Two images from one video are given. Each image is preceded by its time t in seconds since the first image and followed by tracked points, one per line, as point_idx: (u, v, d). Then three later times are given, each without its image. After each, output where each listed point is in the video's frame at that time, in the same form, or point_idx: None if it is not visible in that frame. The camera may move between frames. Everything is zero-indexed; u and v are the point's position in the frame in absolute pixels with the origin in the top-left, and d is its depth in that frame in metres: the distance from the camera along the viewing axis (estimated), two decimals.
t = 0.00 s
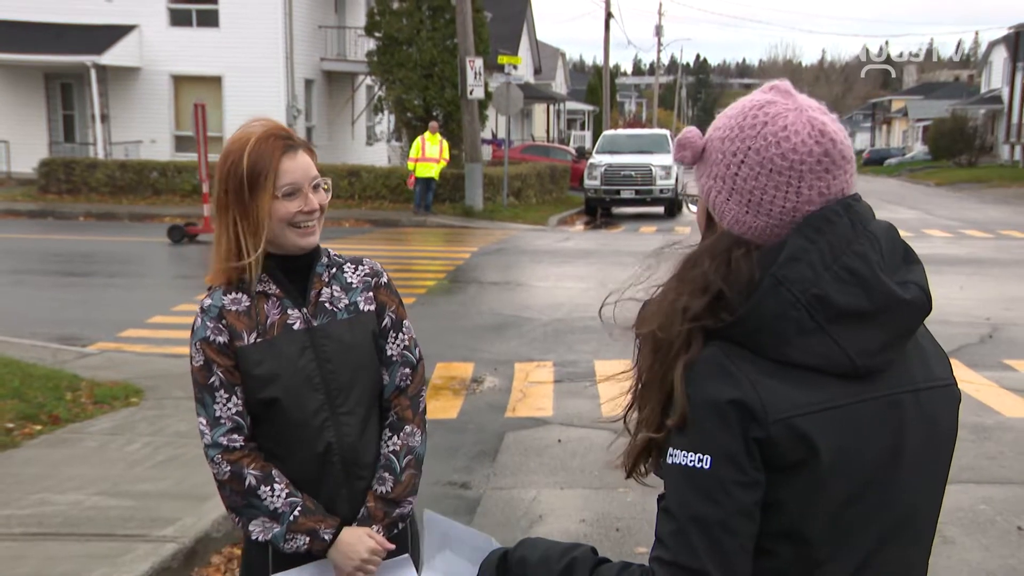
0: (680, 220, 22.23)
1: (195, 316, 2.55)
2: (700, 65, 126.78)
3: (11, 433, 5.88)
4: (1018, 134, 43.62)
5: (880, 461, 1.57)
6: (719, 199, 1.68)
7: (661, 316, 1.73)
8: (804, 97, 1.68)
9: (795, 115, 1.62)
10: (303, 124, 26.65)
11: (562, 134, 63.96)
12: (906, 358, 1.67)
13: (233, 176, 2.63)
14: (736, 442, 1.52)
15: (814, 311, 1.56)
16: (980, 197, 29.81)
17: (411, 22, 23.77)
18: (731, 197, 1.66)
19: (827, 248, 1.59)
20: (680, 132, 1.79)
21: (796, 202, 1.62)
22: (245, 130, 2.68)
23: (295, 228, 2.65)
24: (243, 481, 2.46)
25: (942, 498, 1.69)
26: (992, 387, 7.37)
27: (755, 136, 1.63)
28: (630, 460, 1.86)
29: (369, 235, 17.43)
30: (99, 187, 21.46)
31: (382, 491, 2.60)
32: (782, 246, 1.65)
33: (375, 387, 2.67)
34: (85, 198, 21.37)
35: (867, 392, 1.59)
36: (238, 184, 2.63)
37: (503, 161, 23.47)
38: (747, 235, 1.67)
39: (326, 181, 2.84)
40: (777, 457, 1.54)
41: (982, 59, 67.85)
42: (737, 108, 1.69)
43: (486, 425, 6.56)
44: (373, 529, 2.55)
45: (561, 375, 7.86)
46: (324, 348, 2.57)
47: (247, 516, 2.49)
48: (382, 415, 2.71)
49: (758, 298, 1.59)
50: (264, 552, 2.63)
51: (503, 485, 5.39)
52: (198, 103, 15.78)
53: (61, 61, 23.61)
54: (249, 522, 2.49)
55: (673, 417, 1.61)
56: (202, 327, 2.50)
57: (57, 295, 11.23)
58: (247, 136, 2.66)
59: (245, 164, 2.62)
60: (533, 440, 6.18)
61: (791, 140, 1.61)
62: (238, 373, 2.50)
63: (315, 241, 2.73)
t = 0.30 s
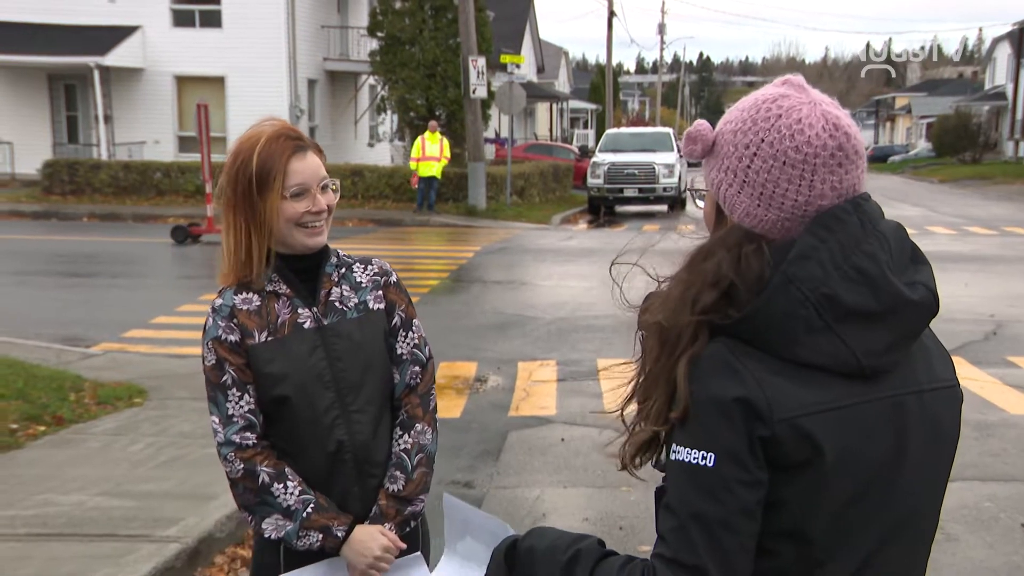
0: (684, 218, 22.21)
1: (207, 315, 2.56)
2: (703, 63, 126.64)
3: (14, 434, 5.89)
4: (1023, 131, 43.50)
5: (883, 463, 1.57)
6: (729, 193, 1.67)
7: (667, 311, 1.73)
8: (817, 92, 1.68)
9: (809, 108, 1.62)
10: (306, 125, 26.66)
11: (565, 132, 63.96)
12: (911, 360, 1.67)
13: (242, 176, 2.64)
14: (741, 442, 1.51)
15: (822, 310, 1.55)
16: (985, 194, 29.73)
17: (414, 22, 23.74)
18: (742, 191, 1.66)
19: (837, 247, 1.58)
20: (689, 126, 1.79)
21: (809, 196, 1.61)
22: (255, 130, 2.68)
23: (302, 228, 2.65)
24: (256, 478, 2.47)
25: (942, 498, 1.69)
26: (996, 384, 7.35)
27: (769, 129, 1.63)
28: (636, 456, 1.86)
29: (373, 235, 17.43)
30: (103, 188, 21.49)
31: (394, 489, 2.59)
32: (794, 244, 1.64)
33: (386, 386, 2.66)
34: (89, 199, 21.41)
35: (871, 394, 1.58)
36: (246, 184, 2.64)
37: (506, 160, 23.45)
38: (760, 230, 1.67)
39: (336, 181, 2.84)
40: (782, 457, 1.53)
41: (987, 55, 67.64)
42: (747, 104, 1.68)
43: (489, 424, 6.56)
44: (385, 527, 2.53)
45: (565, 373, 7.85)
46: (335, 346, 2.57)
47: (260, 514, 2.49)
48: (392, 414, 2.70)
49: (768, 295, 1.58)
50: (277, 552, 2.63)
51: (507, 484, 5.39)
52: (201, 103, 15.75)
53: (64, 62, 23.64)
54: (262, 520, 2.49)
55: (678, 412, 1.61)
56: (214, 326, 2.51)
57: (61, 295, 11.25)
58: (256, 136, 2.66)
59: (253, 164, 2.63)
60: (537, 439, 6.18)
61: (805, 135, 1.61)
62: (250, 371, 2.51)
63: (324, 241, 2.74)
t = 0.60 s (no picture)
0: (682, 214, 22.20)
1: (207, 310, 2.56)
2: (701, 60, 126.61)
3: (12, 433, 5.87)
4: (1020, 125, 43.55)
5: (882, 465, 1.57)
6: (728, 189, 1.67)
7: (670, 307, 1.72)
8: (813, 87, 1.68)
9: (803, 103, 1.62)
10: (304, 122, 26.64)
11: (562, 129, 63.98)
12: (913, 360, 1.66)
13: (241, 172, 2.64)
14: (738, 441, 1.51)
15: (822, 309, 1.54)
16: (983, 189, 29.73)
17: (411, 19, 23.71)
18: (741, 187, 1.65)
19: (838, 247, 1.58)
20: (688, 126, 1.79)
21: (806, 192, 1.61)
22: (257, 126, 2.68)
23: (300, 224, 2.63)
24: (251, 474, 2.46)
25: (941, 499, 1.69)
26: (995, 379, 7.35)
27: (766, 124, 1.62)
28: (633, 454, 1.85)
29: (371, 233, 17.42)
30: (100, 187, 21.46)
31: (390, 488, 2.58)
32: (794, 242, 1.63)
33: (385, 384, 2.67)
34: (86, 198, 21.38)
35: (870, 395, 1.58)
36: (246, 180, 2.64)
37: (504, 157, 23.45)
38: (758, 227, 1.66)
39: (339, 179, 2.82)
40: (779, 457, 1.53)
41: (985, 50, 67.63)
42: (748, 99, 1.68)
43: (487, 421, 6.56)
44: (379, 526, 2.53)
45: (563, 370, 7.85)
46: (334, 344, 2.56)
47: (254, 510, 2.48)
48: (391, 413, 2.70)
49: (768, 293, 1.57)
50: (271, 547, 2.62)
51: (505, 480, 5.39)
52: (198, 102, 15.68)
53: (61, 61, 23.60)
54: (256, 516, 2.49)
55: (676, 408, 1.60)
56: (213, 322, 2.51)
57: (59, 294, 11.24)
58: (257, 132, 2.66)
59: (252, 160, 2.63)
60: (535, 435, 6.18)
61: (802, 128, 1.60)
62: (248, 367, 2.50)
63: (325, 238, 2.73)
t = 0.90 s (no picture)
0: (683, 210, 22.19)
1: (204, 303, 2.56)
2: (702, 56, 126.43)
3: (13, 430, 5.88)
4: (1022, 121, 43.55)
5: (873, 468, 1.56)
6: (730, 181, 1.67)
7: (663, 298, 1.73)
8: (821, 78, 1.67)
9: (807, 94, 1.61)
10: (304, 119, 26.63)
11: (563, 125, 63.96)
12: (913, 362, 1.65)
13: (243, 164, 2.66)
14: (723, 439, 1.52)
15: (814, 309, 1.54)
16: (984, 185, 29.69)
17: (411, 16, 23.68)
18: (743, 178, 1.65)
19: (833, 246, 1.57)
20: (696, 116, 1.79)
21: (808, 185, 1.59)
22: (261, 118, 2.69)
23: (297, 218, 2.64)
24: (245, 468, 2.46)
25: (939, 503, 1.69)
26: (996, 374, 7.34)
27: (769, 115, 1.61)
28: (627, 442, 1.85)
29: (371, 230, 17.41)
30: (101, 185, 21.47)
31: (382, 486, 2.59)
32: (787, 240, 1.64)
33: (381, 382, 2.66)
34: (87, 195, 21.38)
35: (866, 399, 1.57)
36: (246, 172, 2.66)
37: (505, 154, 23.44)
38: (758, 219, 1.66)
39: (340, 174, 2.82)
40: (765, 458, 1.53)
41: (986, 45, 67.48)
42: (751, 91, 1.68)
43: (488, 417, 6.56)
44: (371, 524, 2.54)
45: (563, 366, 7.85)
46: (330, 340, 2.56)
47: (247, 504, 2.49)
48: (387, 411, 2.70)
49: (759, 290, 1.58)
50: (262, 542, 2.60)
51: (506, 477, 5.39)
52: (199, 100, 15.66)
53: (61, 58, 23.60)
54: (249, 510, 2.49)
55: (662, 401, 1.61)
56: (210, 315, 2.51)
57: (61, 292, 11.25)
58: (260, 125, 2.67)
59: (253, 153, 2.65)
60: (536, 432, 6.18)
61: (804, 120, 1.59)
62: (244, 362, 2.50)
63: (324, 234, 2.73)
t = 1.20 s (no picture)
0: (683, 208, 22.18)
1: (197, 300, 2.53)
2: (703, 53, 126.32)
3: (13, 430, 5.88)
4: (1022, 118, 43.56)
5: (867, 469, 1.55)
6: (737, 176, 1.67)
7: (664, 291, 1.74)
8: (827, 77, 1.68)
9: (818, 91, 1.61)
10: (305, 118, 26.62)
11: (563, 124, 63.85)
12: (911, 364, 1.64)
13: (241, 157, 2.66)
14: (709, 441, 1.53)
15: (808, 309, 1.54)
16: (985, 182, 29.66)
17: (412, 14, 23.65)
18: (750, 174, 1.64)
19: (828, 246, 1.57)
20: (697, 111, 1.78)
21: (818, 183, 1.60)
22: (262, 113, 2.70)
23: (292, 214, 2.64)
24: (239, 466, 2.45)
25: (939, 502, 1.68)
26: (996, 372, 7.34)
27: (779, 111, 1.61)
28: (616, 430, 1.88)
29: (372, 228, 17.40)
30: (101, 183, 21.46)
31: (374, 485, 2.60)
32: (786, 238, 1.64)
33: (372, 382, 2.67)
34: (87, 194, 21.40)
35: (859, 401, 1.56)
36: (244, 166, 2.65)
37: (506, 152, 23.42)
38: (766, 217, 1.66)
39: (337, 174, 2.83)
40: (753, 460, 1.53)
41: (987, 42, 67.38)
42: (761, 84, 1.67)
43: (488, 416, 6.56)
44: (363, 522, 2.55)
45: (564, 365, 7.85)
46: (324, 339, 2.56)
47: (239, 503, 2.47)
48: (378, 410, 2.70)
49: (752, 289, 1.58)
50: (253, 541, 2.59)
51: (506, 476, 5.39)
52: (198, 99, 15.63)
53: (61, 57, 23.59)
54: (241, 509, 2.47)
55: (653, 398, 1.63)
56: (204, 312, 2.48)
57: (61, 291, 11.25)
58: (261, 120, 2.68)
59: (252, 147, 2.64)
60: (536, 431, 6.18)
61: (816, 117, 1.59)
62: (238, 359, 2.49)
63: (318, 232, 2.73)
